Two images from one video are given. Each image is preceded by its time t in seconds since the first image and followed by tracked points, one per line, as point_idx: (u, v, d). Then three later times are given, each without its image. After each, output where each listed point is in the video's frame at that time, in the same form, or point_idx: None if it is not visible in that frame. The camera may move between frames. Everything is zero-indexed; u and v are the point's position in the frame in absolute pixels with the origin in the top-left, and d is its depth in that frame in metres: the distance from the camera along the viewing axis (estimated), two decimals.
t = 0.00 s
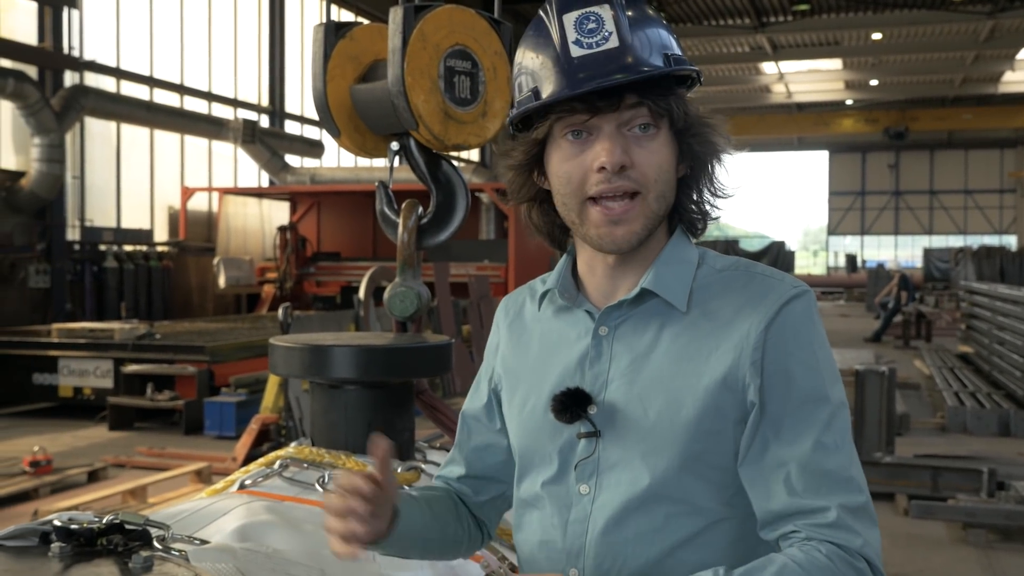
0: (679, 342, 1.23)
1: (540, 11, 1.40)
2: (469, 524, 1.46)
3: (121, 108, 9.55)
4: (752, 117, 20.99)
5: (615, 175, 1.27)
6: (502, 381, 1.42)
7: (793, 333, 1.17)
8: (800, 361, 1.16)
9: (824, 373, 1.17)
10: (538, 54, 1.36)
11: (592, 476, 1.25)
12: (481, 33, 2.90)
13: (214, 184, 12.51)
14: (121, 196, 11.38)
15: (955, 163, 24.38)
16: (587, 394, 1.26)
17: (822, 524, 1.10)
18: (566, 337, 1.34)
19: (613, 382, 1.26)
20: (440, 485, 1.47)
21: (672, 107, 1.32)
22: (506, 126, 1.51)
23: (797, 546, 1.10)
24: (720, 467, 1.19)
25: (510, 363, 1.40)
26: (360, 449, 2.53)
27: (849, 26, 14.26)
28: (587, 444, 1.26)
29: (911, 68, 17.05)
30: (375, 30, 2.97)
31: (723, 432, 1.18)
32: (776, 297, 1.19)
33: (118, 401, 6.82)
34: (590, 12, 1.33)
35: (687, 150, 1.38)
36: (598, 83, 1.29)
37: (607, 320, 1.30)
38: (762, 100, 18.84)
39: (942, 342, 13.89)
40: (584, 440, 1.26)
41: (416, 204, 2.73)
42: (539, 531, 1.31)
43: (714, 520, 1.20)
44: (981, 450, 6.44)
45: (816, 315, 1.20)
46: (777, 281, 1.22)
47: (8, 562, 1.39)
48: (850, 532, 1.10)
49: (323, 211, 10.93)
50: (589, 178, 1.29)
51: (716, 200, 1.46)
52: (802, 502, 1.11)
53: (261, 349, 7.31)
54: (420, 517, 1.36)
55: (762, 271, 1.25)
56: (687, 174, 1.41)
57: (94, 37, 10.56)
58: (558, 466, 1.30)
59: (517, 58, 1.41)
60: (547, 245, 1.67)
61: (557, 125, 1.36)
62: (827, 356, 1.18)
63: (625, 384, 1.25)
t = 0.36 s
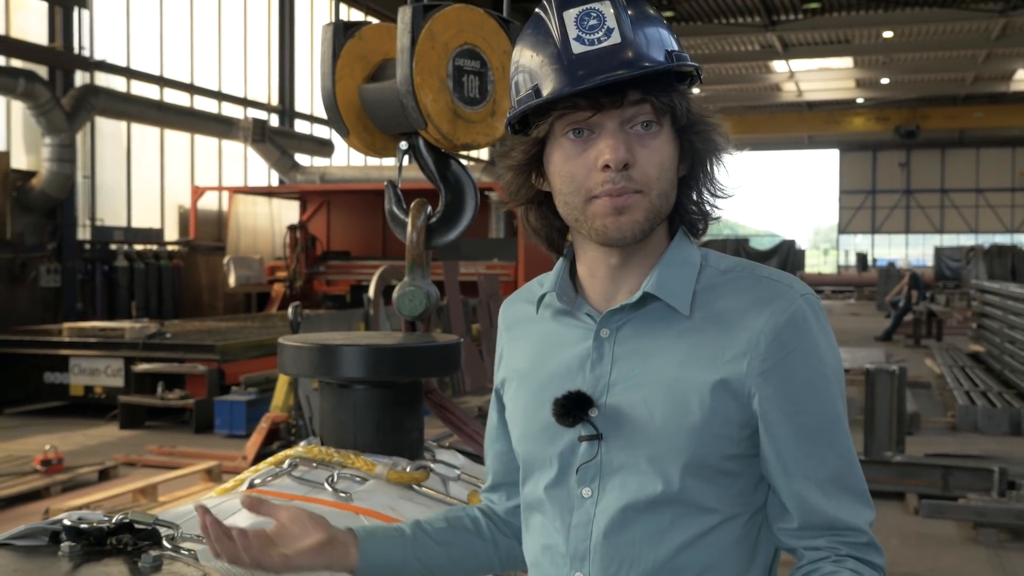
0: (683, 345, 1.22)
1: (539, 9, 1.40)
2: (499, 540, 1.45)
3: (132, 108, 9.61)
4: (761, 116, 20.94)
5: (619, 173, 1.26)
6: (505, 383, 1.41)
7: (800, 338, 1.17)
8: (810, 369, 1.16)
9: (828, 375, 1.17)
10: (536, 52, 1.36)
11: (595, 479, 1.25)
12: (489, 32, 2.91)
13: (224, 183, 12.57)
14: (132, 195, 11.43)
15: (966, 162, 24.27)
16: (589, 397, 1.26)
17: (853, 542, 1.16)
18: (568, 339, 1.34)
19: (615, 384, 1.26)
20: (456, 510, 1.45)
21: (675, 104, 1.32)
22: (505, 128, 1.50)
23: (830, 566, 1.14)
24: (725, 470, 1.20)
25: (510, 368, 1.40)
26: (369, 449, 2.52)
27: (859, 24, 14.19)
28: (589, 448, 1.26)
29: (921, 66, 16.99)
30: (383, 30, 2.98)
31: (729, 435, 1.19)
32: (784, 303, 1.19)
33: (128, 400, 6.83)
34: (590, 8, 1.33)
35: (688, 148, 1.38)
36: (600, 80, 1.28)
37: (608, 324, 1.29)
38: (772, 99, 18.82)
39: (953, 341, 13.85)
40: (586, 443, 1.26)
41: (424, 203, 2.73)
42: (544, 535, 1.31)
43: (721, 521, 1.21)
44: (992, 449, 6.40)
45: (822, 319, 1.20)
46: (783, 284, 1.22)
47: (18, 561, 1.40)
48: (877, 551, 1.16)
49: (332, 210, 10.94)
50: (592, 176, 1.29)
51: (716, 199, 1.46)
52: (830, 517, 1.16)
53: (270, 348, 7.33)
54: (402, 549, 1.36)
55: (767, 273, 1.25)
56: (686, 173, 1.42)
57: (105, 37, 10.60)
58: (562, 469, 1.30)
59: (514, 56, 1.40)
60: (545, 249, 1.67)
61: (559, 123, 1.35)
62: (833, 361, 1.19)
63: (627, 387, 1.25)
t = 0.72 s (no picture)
0: (689, 339, 1.22)
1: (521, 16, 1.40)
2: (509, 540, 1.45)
3: (140, 104, 9.64)
4: (769, 111, 20.87)
5: (586, 181, 1.27)
6: (515, 376, 1.42)
7: (805, 332, 1.16)
8: (814, 365, 1.15)
9: (835, 370, 1.16)
10: (516, 59, 1.37)
11: (602, 474, 1.26)
12: (497, 28, 2.91)
13: (233, 180, 12.59)
14: (141, 192, 11.45)
15: (975, 157, 24.14)
16: (596, 392, 1.26)
17: (849, 541, 1.15)
18: (576, 335, 1.34)
19: (622, 378, 1.26)
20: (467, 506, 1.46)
21: (648, 107, 1.29)
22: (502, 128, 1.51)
23: (826, 563, 1.13)
24: (731, 466, 1.19)
25: (521, 361, 1.41)
26: (378, 445, 2.52)
27: (868, 19, 14.09)
28: (596, 443, 1.26)
29: (929, 61, 16.93)
30: (390, 26, 2.99)
31: (735, 431, 1.18)
32: (791, 298, 1.18)
33: (137, 396, 6.85)
34: (560, 14, 1.33)
35: (673, 149, 1.32)
36: (566, 89, 1.29)
37: (615, 318, 1.30)
38: (780, 94, 18.78)
39: (962, 336, 13.81)
40: (593, 438, 1.26)
41: (434, 198, 2.73)
42: (550, 531, 1.32)
43: (728, 518, 1.20)
44: (1001, 444, 6.38)
45: (829, 313, 1.19)
46: (792, 278, 1.21)
47: (31, 556, 1.40)
48: (877, 553, 1.15)
49: (340, 206, 10.95)
50: (566, 184, 1.29)
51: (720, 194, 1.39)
52: (828, 515, 1.15)
53: (278, 344, 7.34)
54: (413, 546, 1.36)
55: (775, 268, 1.24)
56: (684, 170, 1.35)
57: (113, 34, 10.60)
58: (568, 465, 1.30)
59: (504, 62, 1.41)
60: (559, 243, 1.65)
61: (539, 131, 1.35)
62: (839, 357, 1.18)
63: (635, 381, 1.24)
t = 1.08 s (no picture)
0: (700, 350, 1.22)
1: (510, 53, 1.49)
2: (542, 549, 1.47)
3: (149, 109, 9.68)
4: (777, 117, 20.83)
5: (544, 209, 1.30)
6: (538, 382, 1.45)
7: (818, 348, 1.15)
8: (825, 381, 1.14)
9: (847, 388, 1.15)
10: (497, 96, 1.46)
11: (611, 483, 1.26)
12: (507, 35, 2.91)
13: (241, 185, 12.64)
14: (149, 196, 11.49)
15: (984, 164, 24.06)
16: (607, 401, 1.27)
17: (851, 562, 1.13)
18: (592, 344, 1.37)
19: (634, 388, 1.26)
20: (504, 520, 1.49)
21: (594, 132, 1.28)
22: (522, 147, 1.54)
23: None
24: (738, 480, 1.19)
25: (545, 367, 1.44)
26: (386, 452, 2.52)
27: (877, 25, 14.04)
28: (605, 452, 1.27)
29: (937, 67, 16.89)
30: (402, 33, 2.99)
31: (742, 444, 1.18)
32: (804, 312, 1.17)
33: (145, 400, 6.85)
34: (511, 52, 1.40)
35: (635, 165, 1.27)
36: (513, 122, 1.35)
37: (630, 328, 1.31)
38: (788, 100, 18.79)
39: (972, 343, 13.73)
40: (603, 446, 1.27)
41: (443, 206, 2.72)
42: (562, 537, 1.34)
43: (734, 532, 1.19)
44: (1010, 453, 6.34)
45: (844, 329, 1.18)
46: (808, 294, 1.20)
47: (38, 563, 1.40)
48: None
49: (349, 211, 10.96)
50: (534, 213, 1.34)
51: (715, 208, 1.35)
52: (831, 534, 1.14)
53: (285, 349, 7.34)
54: (466, 564, 1.38)
55: (794, 283, 1.23)
56: (667, 186, 1.31)
57: (123, 39, 10.64)
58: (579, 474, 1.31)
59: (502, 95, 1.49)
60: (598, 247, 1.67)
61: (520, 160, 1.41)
62: (854, 374, 1.16)
63: (646, 392, 1.25)
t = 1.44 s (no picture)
0: (707, 347, 1.22)
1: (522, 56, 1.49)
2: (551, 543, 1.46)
3: (158, 113, 9.73)
4: (785, 122, 20.80)
5: (554, 213, 1.31)
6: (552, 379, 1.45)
7: (825, 344, 1.15)
8: (832, 378, 1.13)
9: (857, 385, 1.14)
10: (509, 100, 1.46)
11: (618, 480, 1.27)
12: (517, 38, 2.91)
13: (249, 189, 12.67)
14: (158, 199, 11.52)
15: (993, 169, 24.00)
16: (616, 398, 1.27)
17: (857, 562, 1.11)
18: (604, 341, 1.37)
19: (642, 386, 1.27)
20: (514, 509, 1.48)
21: (600, 137, 1.29)
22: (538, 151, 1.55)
23: None
24: (744, 478, 1.19)
25: (558, 363, 1.44)
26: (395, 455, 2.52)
27: (886, 31, 14.01)
28: (613, 448, 1.27)
29: (946, 73, 16.86)
30: (410, 36, 2.99)
31: (749, 442, 1.18)
32: (811, 309, 1.17)
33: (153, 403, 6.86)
34: (521, 57, 1.41)
35: (644, 171, 1.27)
36: (522, 126, 1.35)
37: (641, 324, 1.30)
38: (796, 105, 18.79)
39: (981, 350, 13.66)
40: (611, 443, 1.28)
41: (452, 209, 2.72)
42: (572, 534, 1.35)
43: (742, 530, 1.19)
44: (1019, 459, 6.31)
45: (853, 325, 1.17)
46: (816, 291, 1.19)
47: (48, 565, 1.40)
48: None
49: (356, 215, 10.98)
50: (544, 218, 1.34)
51: (727, 212, 1.34)
52: (837, 533, 1.13)
53: (293, 353, 7.36)
54: (473, 549, 1.37)
55: (804, 280, 1.22)
56: (678, 189, 1.30)
57: (132, 43, 10.69)
58: (589, 469, 1.32)
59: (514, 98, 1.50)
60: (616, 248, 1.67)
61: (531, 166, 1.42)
62: (863, 371, 1.15)
63: (654, 389, 1.25)
